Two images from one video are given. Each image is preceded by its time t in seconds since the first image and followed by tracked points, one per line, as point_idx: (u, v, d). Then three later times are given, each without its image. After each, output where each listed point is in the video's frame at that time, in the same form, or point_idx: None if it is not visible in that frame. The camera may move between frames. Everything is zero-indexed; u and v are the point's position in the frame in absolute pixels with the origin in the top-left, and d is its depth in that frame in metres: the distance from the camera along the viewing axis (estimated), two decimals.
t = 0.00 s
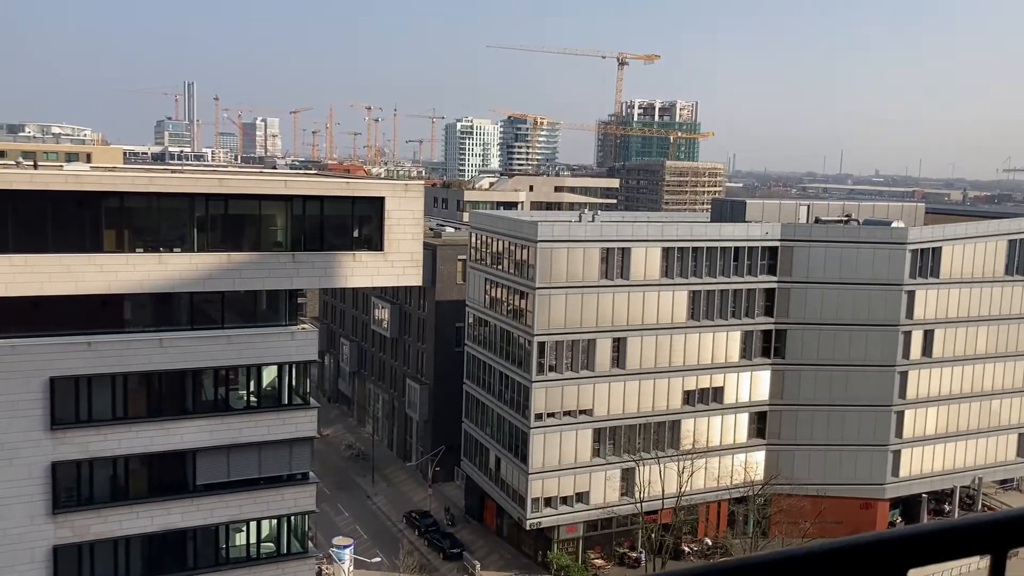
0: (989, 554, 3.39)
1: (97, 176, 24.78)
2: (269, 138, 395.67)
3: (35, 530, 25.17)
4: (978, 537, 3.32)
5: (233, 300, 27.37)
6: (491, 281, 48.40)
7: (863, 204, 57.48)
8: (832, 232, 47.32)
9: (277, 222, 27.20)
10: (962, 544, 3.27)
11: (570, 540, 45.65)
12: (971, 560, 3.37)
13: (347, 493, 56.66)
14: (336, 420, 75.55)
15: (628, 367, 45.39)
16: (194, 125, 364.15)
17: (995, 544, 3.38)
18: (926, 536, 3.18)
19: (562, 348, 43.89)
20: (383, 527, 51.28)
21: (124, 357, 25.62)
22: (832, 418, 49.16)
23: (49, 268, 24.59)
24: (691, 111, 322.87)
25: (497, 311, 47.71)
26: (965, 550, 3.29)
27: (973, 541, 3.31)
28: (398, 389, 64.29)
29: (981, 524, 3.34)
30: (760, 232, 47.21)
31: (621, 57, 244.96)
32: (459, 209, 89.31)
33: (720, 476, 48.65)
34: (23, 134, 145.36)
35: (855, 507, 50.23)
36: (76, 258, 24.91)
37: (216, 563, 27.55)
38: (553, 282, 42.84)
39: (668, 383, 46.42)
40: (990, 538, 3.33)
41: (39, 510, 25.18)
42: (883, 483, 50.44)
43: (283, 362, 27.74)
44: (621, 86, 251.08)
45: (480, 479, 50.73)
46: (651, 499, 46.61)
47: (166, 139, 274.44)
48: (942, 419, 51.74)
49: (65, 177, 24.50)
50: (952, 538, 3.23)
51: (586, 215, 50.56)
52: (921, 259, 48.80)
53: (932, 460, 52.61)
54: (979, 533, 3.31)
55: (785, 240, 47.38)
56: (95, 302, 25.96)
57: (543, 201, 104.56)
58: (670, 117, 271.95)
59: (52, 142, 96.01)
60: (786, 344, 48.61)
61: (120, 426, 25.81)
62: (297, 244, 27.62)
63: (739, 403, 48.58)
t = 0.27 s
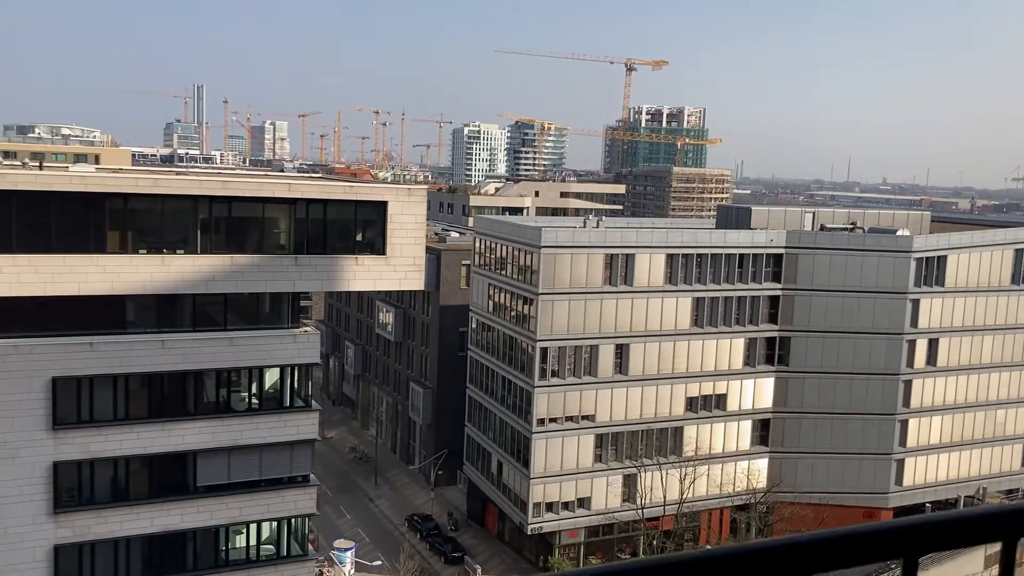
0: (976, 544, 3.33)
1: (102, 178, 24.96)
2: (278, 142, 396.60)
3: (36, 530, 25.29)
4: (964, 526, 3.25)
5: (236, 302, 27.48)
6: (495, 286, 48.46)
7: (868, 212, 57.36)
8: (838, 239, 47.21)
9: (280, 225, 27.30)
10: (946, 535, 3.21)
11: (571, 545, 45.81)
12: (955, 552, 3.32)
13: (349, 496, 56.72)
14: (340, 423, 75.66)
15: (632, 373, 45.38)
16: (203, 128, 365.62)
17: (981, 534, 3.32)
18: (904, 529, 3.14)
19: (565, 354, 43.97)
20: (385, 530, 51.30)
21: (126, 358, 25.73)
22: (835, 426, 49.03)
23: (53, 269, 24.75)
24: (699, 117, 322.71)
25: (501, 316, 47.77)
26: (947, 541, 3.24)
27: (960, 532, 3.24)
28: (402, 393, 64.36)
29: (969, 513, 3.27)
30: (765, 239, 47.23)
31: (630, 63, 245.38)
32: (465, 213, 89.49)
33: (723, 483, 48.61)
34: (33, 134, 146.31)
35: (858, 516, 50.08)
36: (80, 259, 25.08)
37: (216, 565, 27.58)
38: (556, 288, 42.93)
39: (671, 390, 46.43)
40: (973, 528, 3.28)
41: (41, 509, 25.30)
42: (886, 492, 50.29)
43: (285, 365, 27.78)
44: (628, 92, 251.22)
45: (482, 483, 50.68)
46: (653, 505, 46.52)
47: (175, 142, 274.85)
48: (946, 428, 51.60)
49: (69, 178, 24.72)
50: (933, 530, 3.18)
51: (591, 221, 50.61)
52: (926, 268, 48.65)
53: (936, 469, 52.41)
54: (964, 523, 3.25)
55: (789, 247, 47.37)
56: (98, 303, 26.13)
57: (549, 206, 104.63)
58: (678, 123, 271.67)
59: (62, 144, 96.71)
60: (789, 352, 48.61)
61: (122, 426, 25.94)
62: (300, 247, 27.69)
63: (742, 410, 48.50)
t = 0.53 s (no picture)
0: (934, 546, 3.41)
1: (108, 178, 24.99)
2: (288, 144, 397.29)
3: (39, 529, 25.29)
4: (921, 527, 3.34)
5: (242, 303, 27.42)
6: (503, 289, 48.36)
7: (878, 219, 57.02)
8: (847, 245, 47.05)
9: (286, 226, 27.28)
10: (902, 535, 3.30)
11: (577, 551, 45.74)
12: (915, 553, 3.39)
13: (355, 498, 56.64)
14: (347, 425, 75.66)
15: (639, 378, 45.23)
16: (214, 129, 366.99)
17: (940, 537, 3.40)
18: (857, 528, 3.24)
19: (572, 358, 43.76)
20: (390, 533, 51.19)
21: (131, 359, 25.71)
22: (843, 433, 48.73)
23: (59, 268, 24.77)
24: (710, 122, 322.22)
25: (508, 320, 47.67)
26: (907, 542, 3.32)
27: (915, 533, 3.33)
28: (408, 395, 64.30)
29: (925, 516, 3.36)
30: (774, 244, 47.00)
31: (640, 67, 245.20)
32: (473, 216, 89.44)
33: (730, 490, 48.42)
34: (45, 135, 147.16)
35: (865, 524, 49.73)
36: (86, 259, 25.11)
37: (219, 566, 27.51)
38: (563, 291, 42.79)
39: (678, 395, 46.23)
40: (931, 531, 3.36)
41: (44, 509, 25.29)
42: (895, 500, 49.97)
43: (290, 367, 27.74)
44: (638, 96, 250.96)
45: (488, 487, 50.53)
46: (658, 511, 46.27)
47: (186, 143, 276.00)
48: (956, 436, 51.05)
49: (76, 178, 24.77)
50: (889, 530, 3.28)
51: (599, 225, 50.53)
52: (936, 274, 48.31)
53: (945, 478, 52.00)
54: (920, 525, 3.33)
55: (798, 253, 47.14)
56: (104, 303, 26.15)
57: (558, 210, 104.52)
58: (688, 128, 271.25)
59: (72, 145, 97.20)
60: (797, 358, 48.37)
61: (126, 427, 25.91)
62: (306, 249, 27.65)
63: (749, 416, 48.25)
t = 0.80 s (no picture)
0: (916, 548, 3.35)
1: (113, 178, 25.05)
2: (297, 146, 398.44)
3: (43, 529, 25.34)
4: (905, 529, 3.28)
5: (247, 304, 27.44)
6: (510, 292, 48.29)
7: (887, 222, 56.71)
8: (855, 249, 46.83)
9: (291, 227, 27.31)
10: (885, 537, 3.24)
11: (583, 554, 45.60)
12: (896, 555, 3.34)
13: (360, 500, 56.65)
14: (353, 426, 75.66)
15: (645, 381, 45.15)
16: (224, 131, 368.11)
17: (922, 538, 3.34)
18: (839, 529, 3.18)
19: (578, 360, 43.68)
20: (396, 535, 51.17)
21: (136, 359, 25.74)
22: (850, 438, 48.46)
23: (64, 268, 24.84)
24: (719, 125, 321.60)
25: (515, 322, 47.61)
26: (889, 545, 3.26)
27: (898, 536, 3.27)
28: (414, 397, 64.27)
29: (906, 516, 3.30)
30: (782, 247, 46.76)
31: (649, 70, 245.15)
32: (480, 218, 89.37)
33: (736, 494, 48.22)
34: (56, 135, 147.90)
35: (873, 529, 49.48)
36: (91, 259, 25.18)
37: (222, 567, 27.52)
38: (569, 293, 42.73)
39: (685, 399, 46.02)
40: (916, 532, 3.30)
41: (48, 509, 25.33)
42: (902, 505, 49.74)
43: (294, 368, 27.75)
44: (647, 99, 250.63)
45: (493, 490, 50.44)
46: (664, 515, 46.07)
47: (196, 144, 277.07)
48: (965, 441, 50.72)
49: (82, 178, 24.86)
50: (872, 531, 3.23)
51: (606, 227, 50.46)
52: (945, 278, 48.01)
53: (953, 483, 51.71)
54: (903, 527, 3.27)
55: (806, 256, 46.89)
56: (109, 303, 26.19)
57: (565, 213, 104.37)
58: (698, 130, 270.72)
59: (81, 146, 97.58)
60: (805, 362, 48.12)
61: (131, 427, 25.94)
62: (311, 250, 27.66)
63: (757, 420, 48.06)
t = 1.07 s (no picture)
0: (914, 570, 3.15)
1: (119, 179, 25.10)
2: (306, 146, 399.21)
3: (49, 528, 25.40)
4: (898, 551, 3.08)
5: (252, 304, 27.51)
6: (516, 292, 48.26)
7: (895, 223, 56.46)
8: (863, 250, 46.65)
9: (296, 228, 27.32)
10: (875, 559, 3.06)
11: (588, 555, 45.52)
12: None
13: (367, 501, 56.69)
14: (360, 426, 75.74)
15: (651, 382, 45.05)
16: (233, 132, 369.38)
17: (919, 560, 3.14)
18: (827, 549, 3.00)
19: (584, 361, 43.62)
20: (402, 535, 51.17)
21: (141, 359, 25.80)
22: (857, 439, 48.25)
23: (69, 269, 24.91)
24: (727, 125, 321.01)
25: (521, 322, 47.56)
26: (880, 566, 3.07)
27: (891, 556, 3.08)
28: (421, 398, 64.30)
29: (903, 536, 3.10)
30: (789, 248, 46.58)
31: (657, 70, 244.76)
32: (487, 219, 89.32)
33: (743, 495, 48.02)
34: (65, 136, 148.42)
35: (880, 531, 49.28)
36: (97, 260, 25.26)
37: (227, 567, 27.57)
38: (575, 294, 42.65)
39: (691, 399, 45.97)
40: (909, 553, 3.11)
41: (54, 508, 25.39)
42: (910, 507, 49.50)
43: (299, 368, 27.77)
44: (655, 99, 250.19)
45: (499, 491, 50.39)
46: (670, 516, 45.98)
47: (204, 145, 277.82)
48: (973, 443, 50.45)
49: (87, 178, 24.91)
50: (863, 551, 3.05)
51: (612, 227, 50.38)
52: (953, 279, 47.77)
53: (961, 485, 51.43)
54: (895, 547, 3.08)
55: (813, 257, 46.72)
56: (115, 303, 26.28)
57: (572, 213, 104.28)
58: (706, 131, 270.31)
59: (89, 147, 97.85)
60: (812, 363, 47.95)
61: (136, 427, 25.99)
62: (316, 251, 27.69)
63: (763, 421, 47.90)
